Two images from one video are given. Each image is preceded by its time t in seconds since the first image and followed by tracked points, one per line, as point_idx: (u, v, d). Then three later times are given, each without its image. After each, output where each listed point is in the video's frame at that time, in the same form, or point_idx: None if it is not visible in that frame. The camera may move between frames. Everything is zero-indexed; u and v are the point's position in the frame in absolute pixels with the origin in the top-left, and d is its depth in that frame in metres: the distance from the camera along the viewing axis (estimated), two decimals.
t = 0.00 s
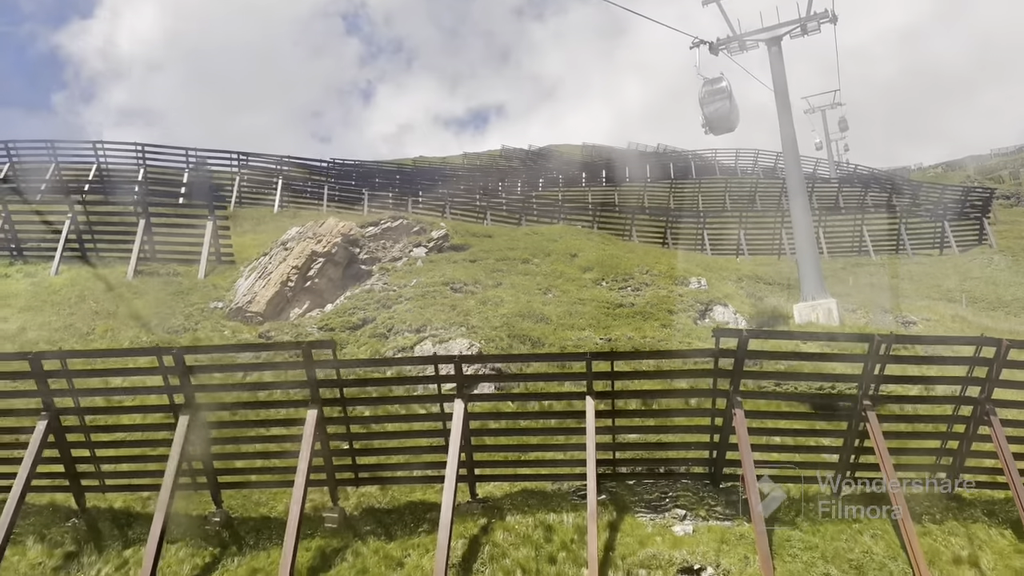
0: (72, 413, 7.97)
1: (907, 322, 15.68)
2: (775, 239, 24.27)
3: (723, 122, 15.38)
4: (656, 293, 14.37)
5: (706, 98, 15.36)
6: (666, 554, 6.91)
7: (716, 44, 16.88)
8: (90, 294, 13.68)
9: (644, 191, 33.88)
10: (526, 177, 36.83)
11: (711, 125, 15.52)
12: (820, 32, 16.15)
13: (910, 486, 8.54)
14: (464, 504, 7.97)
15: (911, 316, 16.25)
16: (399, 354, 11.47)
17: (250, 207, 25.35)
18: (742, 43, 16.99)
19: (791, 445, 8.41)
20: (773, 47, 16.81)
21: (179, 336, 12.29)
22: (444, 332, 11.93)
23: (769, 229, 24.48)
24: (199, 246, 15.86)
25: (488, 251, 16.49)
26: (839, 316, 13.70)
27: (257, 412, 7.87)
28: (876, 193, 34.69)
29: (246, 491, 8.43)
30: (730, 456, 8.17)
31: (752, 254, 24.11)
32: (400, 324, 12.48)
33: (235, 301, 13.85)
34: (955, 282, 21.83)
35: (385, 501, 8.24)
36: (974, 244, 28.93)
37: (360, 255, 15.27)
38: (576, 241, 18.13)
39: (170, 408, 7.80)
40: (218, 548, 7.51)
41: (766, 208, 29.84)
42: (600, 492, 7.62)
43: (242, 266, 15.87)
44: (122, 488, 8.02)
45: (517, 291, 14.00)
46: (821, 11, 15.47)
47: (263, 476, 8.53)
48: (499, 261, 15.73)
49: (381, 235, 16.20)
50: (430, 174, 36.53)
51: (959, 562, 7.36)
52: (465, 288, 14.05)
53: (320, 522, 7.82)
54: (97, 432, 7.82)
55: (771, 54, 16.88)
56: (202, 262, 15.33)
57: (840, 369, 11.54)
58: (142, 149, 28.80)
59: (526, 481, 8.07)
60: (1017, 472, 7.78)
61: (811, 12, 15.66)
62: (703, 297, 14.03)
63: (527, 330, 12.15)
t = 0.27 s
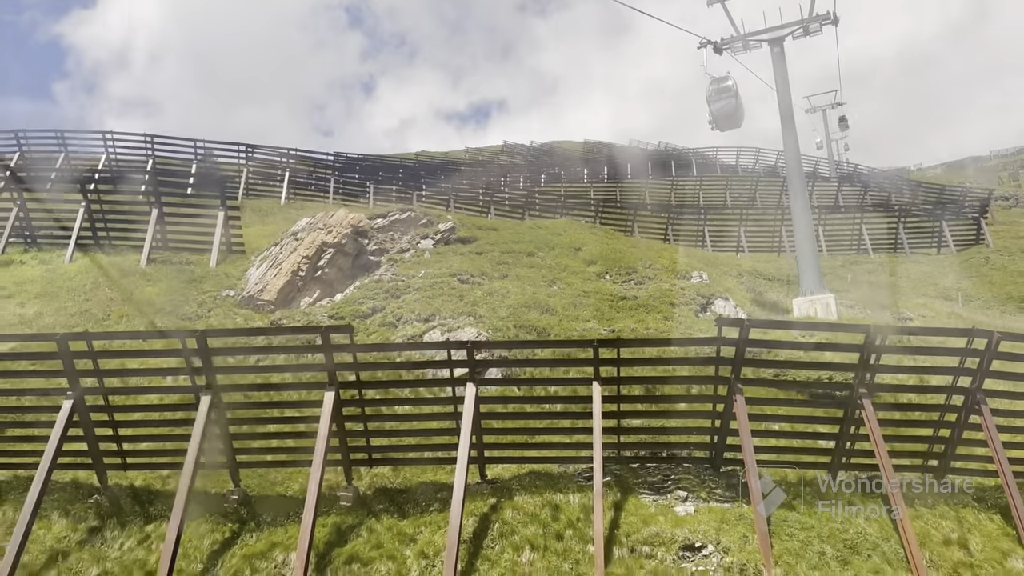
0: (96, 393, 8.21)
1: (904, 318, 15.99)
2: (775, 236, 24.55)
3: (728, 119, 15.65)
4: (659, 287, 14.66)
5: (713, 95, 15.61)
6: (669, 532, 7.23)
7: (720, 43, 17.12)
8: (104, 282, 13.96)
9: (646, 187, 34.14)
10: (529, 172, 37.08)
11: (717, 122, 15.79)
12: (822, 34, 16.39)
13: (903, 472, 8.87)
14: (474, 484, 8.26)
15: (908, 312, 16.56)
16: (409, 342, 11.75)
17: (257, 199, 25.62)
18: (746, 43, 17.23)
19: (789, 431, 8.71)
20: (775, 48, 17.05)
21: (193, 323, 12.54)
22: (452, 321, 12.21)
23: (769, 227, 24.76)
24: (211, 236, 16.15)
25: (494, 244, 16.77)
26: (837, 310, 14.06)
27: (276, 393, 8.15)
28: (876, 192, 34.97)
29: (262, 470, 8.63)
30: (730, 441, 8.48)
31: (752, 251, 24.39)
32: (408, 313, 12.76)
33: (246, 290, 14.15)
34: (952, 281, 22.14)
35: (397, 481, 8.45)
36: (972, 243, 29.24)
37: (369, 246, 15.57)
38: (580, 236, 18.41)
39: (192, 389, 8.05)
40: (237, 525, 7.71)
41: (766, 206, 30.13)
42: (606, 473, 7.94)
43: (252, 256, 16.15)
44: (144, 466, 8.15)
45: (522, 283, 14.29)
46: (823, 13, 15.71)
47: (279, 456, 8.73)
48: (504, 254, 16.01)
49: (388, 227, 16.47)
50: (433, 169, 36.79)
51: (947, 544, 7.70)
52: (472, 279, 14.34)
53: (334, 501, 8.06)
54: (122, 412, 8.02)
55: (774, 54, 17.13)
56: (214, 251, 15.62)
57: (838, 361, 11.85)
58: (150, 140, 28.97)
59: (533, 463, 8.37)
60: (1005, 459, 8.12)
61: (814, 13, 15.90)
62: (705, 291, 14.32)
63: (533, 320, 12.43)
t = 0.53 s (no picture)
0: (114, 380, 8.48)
1: (896, 320, 16.36)
2: (771, 239, 24.95)
3: (730, 123, 16.00)
4: (657, 286, 15.01)
5: (715, 99, 15.96)
6: (667, 518, 7.54)
7: (720, 49, 17.49)
8: (114, 274, 14.24)
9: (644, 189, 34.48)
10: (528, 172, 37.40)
11: (719, 125, 16.14)
12: (819, 41, 16.78)
13: (891, 465, 9.19)
14: (478, 472, 8.55)
15: (900, 315, 16.92)
16: (414, 335, 12.06)
17: (260, 195, 25.89)
18: (746, 48, 17.59)
19: (783, 424, 9.02)
20: (774, 54, 17.43)
21: (202, 315, 12.81)
22: (456, 316, 12.51)
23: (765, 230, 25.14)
24: (218, 230, 16.48)
25: (496, 242, 17.08)
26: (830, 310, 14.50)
27: (289, 380, 8.44)
28: (871, 197, 35.44)
29: (272, 456, 8.89)
30: (726, 433, 8.79)
31: (748, 253, 24.78)
32: (413, 308, 13.04)
33: (253, 284, 14.39)
34: (945, 285, 22.55)
35: (404, 468, 8.77)
36: (965, 249, 29.70)
37: (373, 242, 15.85)
38: (580, 235, 18.74)
39: (207, 376, 8.33)
40: (249, 507, 7.98)
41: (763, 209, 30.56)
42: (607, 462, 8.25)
43: (258, 250, 16.40)
44: (158, 450, 8.42)
45: (524, 280, 14.60)
46: (821, 21, 16.09)
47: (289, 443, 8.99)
48: (506, 252, 16.32)
49: (392, 224, 16.75)
50: (434, 167, 37.09)
51: (933, 533, 8.01)
52: (475, 276, 14.63)
53: (343, 486, 8.33)
54: (139, 397, 8.29)
55: (773, 61, 17.50)
56: (221, 245, 15.94)
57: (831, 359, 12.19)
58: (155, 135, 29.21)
59: (536, 452, 8.66)
60: (988, 453, 8.49)
61: (812, 21, 16.29)
62: (703, 290, 14.65)
63: (535, 316, 12.74)
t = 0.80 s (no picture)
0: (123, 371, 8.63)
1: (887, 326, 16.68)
2: (765, 246, 25.28)
3: (731, 130, 16.30)
4: (654, 289, 15.25)
5: (716, 107, 16.27)
6: (663, 512, 7.75)
7: (719, 57, 17.83)
8: (117, 269, 14.39)
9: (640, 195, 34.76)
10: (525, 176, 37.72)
11: (720, 132, 16.44)
12: (816, 51, 17.15)
13: (882, 465, 9.40)
14: (480, 466, 8.72)
15: (892, 321, 17.25)
16: (415, 334, 12.23)
17: (259, 195, 26.00)
18: (744, 57, 17.94)
19: (778, 423, 9.21)
20: (772, 63, 17.78)
21: (204, 312, 12.92)
22: (457, 315, 12.69)
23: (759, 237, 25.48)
24: (220, 229, 16.60)
25: (495, 245, 17.29)
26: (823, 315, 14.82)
27: (295, 374, 8.60)
28: (864, 206, 35.93)
29: (277, 448, 9.04)
30: (722, 431, 8.97)
31: (742, 260, 25.09)
32: (414, 307, 13.20)
33: (254, 282, 14.51)
34: (936, 293, 22.94)
35: (407, 462, 8.95)
36: (956, 258, 30.19)
37: (374, 243, 16.00)
38: (579, 239, 18.97)
39: (215, 368, 8.48)
40: (254, 498, 8.15)
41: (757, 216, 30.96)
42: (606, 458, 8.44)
43: (259, 249, 16.52)
44: (165, 441, 8.57)
45: (523, 282, 14.81)
46: (818, 31, 16.46)
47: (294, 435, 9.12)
48: (505, 254, 16.54)
49: (393, 224, 16.91)
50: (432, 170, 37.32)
51: (921, 531, 8.22)
52: (475, 277, 14.82)
53: (346, 479, 8.49)
54: (148, 389, 8.44)
55: (770, 70, 17.86)
56: (223, 243, 16.04)
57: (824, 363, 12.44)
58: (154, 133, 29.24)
59: (536, 448, 8.84)
60: (975, 454, 8.73)
61: (809, 31, 16.65)
62: (699, 294, 14.90)
63: (535, 317, 12.93)
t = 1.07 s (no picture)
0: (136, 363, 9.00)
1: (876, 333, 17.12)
2: (756, 255, 25.79)
3: (727, 140, 16.78)
4: (649, 294, 15.64)
5: (712, 118, 16.77)
6: (657, 503, 8.08)
7: (714, 69, 18.35)
8: (125, 267, 14.77)
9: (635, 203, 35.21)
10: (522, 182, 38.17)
11: (716, 143, 16.92)
12: (809, 65, 17.69)
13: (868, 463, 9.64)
14: (480, 459, 9.04)
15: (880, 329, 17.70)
16: (416, 333, 12.54)
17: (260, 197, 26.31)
18: (739, 70, 18.45)
19: (767, 422, 9.57)
20: (766, 76, 18.31)
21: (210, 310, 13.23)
22: (457, 316, 13.02)
23: (751, 246, 25.97)
24: (225, 229, 16.92)
25: (494, 248, 17.66)
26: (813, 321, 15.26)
27: (303, 367, 8.96)
28: (855, 217, 36.56)
29: (284, 440, 9.33)
30: (714, 428, 9.31)
31: (734, 268, 25.59)
32: (415, 308, 13.51)
33: (258, 281, 14.80)
34: (924, 303, 23.46)
35: (410, 455, 9.28)
36: (944, 270, 30.79)
37: (376, 245, 16.28)
38: (576, 245, 19.39)
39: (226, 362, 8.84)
40: (263, 487, 8.47)
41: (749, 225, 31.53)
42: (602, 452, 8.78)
43: (262, 250, 16.81)
44: (177, 432, 8.90)
45: (522, 285, 15.16)
46: (811, 46, 17.00)
47: (301, 428, 9.42)
48: (504, 257, 16.90)
49: (395, 227, 17.20)
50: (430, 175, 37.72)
51: (904, 525, 8.41)
52: (475, 280, 15.15)
53: (352, 470, 8.83)
54: (160, 381, 8.81)
55: (764, 82, 18.39)
56: (228, 243, 16.34)
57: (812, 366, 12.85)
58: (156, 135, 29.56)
59: (535, 443, 9.16)
60: (955, 450, 9.11)
61: (802, 46, 17.20)
62: (692, 299, 15.30)
63: (533, 319, 13.27)
